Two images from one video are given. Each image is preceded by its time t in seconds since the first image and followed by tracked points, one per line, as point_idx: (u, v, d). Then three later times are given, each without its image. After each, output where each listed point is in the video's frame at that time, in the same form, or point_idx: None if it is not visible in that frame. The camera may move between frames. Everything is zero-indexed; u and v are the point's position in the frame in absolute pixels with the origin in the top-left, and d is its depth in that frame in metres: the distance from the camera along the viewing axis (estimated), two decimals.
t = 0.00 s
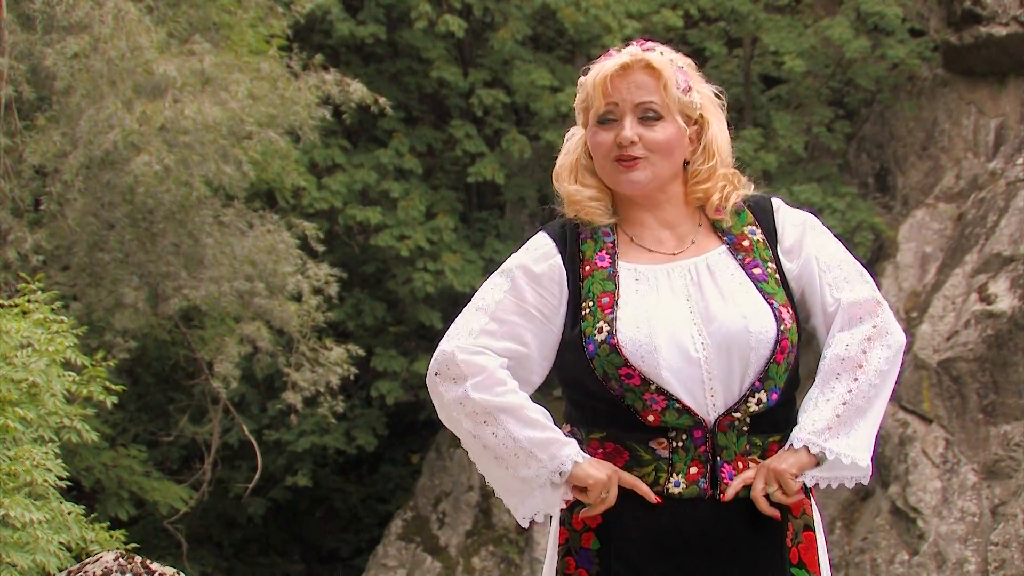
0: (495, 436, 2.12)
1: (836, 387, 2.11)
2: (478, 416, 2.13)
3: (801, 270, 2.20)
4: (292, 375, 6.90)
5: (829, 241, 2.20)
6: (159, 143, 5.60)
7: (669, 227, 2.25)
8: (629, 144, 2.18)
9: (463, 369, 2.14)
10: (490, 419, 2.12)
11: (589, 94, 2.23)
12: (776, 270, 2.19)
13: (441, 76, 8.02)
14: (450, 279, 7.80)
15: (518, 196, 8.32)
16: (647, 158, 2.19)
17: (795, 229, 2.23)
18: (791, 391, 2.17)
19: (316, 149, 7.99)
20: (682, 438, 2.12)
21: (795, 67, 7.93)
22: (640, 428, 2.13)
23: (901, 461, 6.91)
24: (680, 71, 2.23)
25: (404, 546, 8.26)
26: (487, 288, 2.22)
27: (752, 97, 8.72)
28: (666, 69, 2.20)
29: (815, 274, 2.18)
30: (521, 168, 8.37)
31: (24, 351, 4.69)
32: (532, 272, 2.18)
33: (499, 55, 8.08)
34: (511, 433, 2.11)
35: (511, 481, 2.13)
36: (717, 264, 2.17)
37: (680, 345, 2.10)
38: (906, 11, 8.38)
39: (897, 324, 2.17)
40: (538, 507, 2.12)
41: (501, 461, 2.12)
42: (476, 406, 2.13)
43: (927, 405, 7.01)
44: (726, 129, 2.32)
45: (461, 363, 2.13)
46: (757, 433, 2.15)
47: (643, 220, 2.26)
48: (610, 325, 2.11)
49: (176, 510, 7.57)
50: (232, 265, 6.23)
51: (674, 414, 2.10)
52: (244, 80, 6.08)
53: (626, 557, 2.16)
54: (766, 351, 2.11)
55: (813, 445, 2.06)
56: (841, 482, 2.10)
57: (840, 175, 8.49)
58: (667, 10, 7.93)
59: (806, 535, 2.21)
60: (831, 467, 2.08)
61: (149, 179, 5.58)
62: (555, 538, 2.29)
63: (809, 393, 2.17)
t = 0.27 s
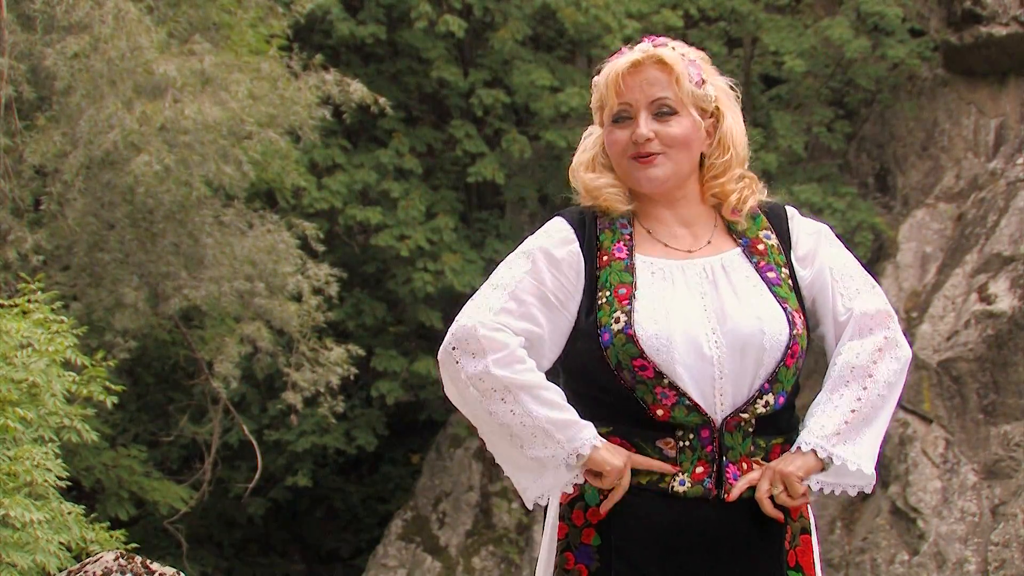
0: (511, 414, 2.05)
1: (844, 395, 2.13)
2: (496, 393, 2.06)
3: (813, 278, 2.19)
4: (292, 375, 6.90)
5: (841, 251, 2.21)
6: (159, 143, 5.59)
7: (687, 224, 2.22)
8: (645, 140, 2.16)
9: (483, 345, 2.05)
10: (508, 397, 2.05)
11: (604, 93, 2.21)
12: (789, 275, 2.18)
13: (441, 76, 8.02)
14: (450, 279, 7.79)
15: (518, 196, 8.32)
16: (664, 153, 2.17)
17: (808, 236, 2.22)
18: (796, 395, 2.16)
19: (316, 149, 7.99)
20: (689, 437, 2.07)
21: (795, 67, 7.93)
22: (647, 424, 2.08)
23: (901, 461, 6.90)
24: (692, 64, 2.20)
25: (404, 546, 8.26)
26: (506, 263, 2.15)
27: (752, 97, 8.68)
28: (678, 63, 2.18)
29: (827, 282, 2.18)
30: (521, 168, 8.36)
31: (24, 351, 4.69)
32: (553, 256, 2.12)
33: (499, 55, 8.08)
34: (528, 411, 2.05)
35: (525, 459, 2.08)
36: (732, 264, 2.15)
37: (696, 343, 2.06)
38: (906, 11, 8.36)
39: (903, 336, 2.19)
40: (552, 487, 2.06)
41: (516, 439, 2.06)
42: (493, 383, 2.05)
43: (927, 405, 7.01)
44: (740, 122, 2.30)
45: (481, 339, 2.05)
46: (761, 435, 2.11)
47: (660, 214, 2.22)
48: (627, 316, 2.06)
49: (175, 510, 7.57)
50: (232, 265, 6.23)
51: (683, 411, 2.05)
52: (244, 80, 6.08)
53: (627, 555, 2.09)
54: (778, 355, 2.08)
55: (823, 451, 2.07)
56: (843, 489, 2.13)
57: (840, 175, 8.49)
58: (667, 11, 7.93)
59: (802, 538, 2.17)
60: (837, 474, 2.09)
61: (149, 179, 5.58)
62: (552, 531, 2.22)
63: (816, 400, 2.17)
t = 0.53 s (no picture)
0: (534, 412, 1.96)
1: (856, 410, 2.11)
2: (522, 390, 1.97)
3: (825, 293, 2.19)
4: (292, 375, 6.90)
5: (854, 271, 2.21)
6: (159, 143, 5.59)
7: (704, 227, 2.19)
8: (681, 132, 2.13)
9: (512, 339, 1.96)
10: (533, 395, 1.96)
11: (643, 81, 2.18)
12: (803, 287, 2.17)
13: (441, 76, 8.02)
14: (450, 279, 7.79)
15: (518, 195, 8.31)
16: (698, 149, 2.14)
17: (822, 252, 2.23)
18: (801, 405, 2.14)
19: (317, 149, 7.98)
20: (701, 442, 2.02)
21: (795, 66, 7.94)
22: (660, 426, 2.02)
23: (901, 461, 6.89)
24: (734, 68, 2.20)
25: (404, 546, 8.26)
26: (535, 255, 2.06)
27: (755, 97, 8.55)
28: (723, 63, 2.17)
29: (839, 299, 2.19)
30: (522, 168, 8.36)
31: (24, 352, 4.68)
32: (582, 252, 2.05)
33: (499, 55, 8.08)
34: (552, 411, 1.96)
35: (543, 459, 1.99)
36: (749, 272, 2.12)
37: (715, 348, 2.02)
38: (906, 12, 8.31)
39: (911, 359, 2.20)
40: (568, 491, 1.98)
41: (536, 438, 1.98)
42: (518, 379, 1.96)
43: (927, 406, 7.00)
44: (768, 137, 2.31)
45: (511, 333, 1.96)
46: (768, 441, 2.09)
47: (680, 214, 2.19)
48: (651, 314, 2.01)
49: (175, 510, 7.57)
50: (233, 265, 6.23)
51: (697, 414, 2.00)
52: (244, 80, 6.08)
53: (634, 555, 2.02)
54: (794, 368, 2.07)
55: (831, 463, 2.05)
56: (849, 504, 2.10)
57: (840, 175, 8.49)
58: (667, 10, 7.92)
59: (801, 543, 2.16)
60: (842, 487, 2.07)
61: (149, 179, 5.58)
62: (554, 530, 2.14)
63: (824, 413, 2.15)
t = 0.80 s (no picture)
0: (539, 409, 1.95)
1: (860, 413, 2.11)
2: (528, 386, 1.95)
3: (826, 298, 2.21)
4: (292, 375, 6.90)
5: (854, 277, 2.23)
6: (159, 143, 5.59)
7: (712, 228, 2.19)
8: (705, 133, 2.13)
9: (519, 335, 1.95)
10: (539, 391, 1.95)
11: (669, 77, 2.17)
12: (807, 291, 2.18)
13: (441, 76, 8.02)
14: (450, 279, 7.79)
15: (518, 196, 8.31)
16: (719, 152, 2.14)
17: (823, 259, 2.24)
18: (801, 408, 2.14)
19: (316, 149, 7.99)
20: (707, 441, 2.02)
21: (795, 66, 7.94)
22: (667, 425, 2.02)
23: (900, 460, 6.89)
24: (757, 76, 2.21)
25: (404, 546, 8.26)
26: (546, 249, 2.05)
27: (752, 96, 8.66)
28: (750, 70, 2.18)
29: (841, 304, 2.20)
30: (522, 168, 8.35)
31: (24, 351, 4.69)
32: (592, 249, 2.04)
33: (499, 55, 8.08)
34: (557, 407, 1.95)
35: (548, 455, 1.97)
36: (755, 273, 2.13)
37: (725, 348, 2.02)
38: (906, 11, 8.33)
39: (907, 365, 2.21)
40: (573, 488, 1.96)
41: (541, 435, 1.96)
42: (525, 375, 1.95)
43: (927, 405, 7.01)
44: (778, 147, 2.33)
45: (518, 329, 1.95)
46: (771, 442, 2.09)
47: (688, 213, 2.18)
48: (664, 312, 2.01)
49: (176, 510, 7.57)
50: (232, 266, 6.23)
51: (706, 414, 2.00)
52: (244, 80, 6.08)
53: (640, 556, 2.02)
54: (800, 371, 2.08)
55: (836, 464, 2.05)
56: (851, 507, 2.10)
57: (840, 175, 8.49)
58: (667, 10, 7.92)
59: (800, 542, 2.16)
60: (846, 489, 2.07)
61: (149, 179, 5.58)
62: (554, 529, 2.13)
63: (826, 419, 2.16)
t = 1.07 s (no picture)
0: (526, 411, 1.96)
1: (855, 412, 2.10)
2: (513, 388, 1.97)
3: (824, 296, 2.19)
4: (292, 375, 6.90)
5: (851, 275, 2.22)
6: (159, 143, 5.59)
7: (707, 230, 2.19)
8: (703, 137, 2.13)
9: (505, 337, 1.96)
10: (525, 393, 1.96)
11: (664, 80, 2.17)
12: (802, 289, 2.17)
13: (441, 76, 8.02)
14: (450, 279, 7.79)
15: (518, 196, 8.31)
16: (716, 154, 2.14)
17: (820, 257, 2.23)
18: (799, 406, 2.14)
19: (316, 149, 7.99)
20: (700, 441, 2.02)
21: (795, 66, 7.94)
22: (660, 426, 2.02)
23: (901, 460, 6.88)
24: (753, 77, 2.21)
25: (404, 546, 8.25)
26: (534, 251, 2.05)
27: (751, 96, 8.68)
28: (744, 71, 2.18)
29: (838, 301, 2.19)
30: (522, 168, 8.35)
31: (24, 351, 4.68)
32: (581, 251, 2.05)
33: (499, 55, 8.09)
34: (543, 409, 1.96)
35: (533, 457, 1.98)
36: (750, 273, 2.13)
37: (717, 348, 2.02)
38: (906, 11, 8.35)
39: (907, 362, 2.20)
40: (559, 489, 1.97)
41: (527, 436, 1.97)
42: (511, 378, 1.96)
43: (927, 405, 7.00)
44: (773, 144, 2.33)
45: (504, 331, 1.96)
46: (766, 441, 2.08)
47: (685, 214, 2.19)
48: (653, 313, 2.01)
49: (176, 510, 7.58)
50: (232, 266, 6.22)
51: (698, 414, 2.00)
52: (244, 80, 6.08)
53: (634, 554, 2.02)
54: (795, 369, 2.07)
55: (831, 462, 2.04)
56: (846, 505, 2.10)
57: (840, 175, 8.49)
58: (667, 11, 7.92)
59: (800, 542, 2.13)
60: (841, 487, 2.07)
61: (149, 179, 5.58)
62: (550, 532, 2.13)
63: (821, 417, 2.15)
